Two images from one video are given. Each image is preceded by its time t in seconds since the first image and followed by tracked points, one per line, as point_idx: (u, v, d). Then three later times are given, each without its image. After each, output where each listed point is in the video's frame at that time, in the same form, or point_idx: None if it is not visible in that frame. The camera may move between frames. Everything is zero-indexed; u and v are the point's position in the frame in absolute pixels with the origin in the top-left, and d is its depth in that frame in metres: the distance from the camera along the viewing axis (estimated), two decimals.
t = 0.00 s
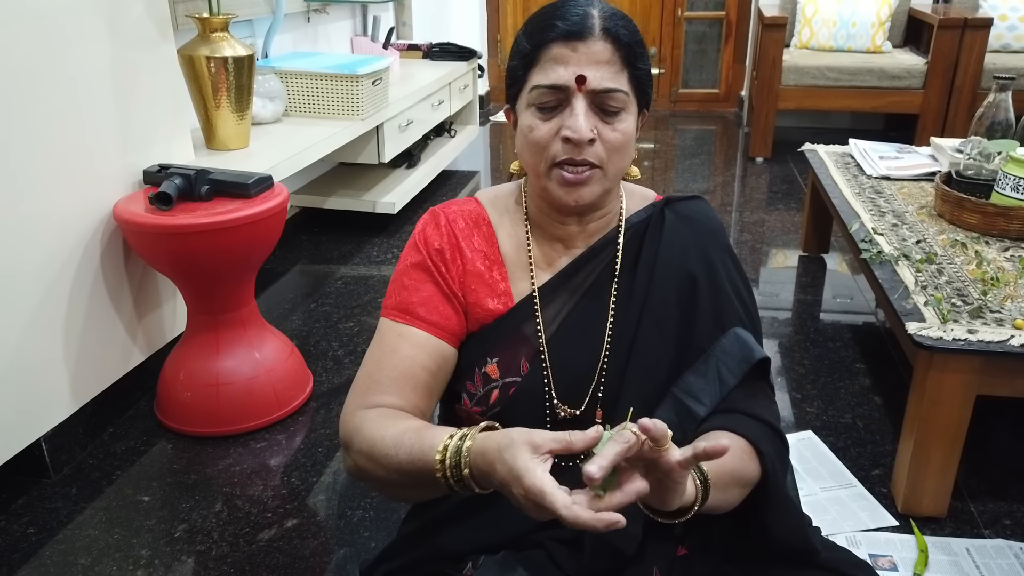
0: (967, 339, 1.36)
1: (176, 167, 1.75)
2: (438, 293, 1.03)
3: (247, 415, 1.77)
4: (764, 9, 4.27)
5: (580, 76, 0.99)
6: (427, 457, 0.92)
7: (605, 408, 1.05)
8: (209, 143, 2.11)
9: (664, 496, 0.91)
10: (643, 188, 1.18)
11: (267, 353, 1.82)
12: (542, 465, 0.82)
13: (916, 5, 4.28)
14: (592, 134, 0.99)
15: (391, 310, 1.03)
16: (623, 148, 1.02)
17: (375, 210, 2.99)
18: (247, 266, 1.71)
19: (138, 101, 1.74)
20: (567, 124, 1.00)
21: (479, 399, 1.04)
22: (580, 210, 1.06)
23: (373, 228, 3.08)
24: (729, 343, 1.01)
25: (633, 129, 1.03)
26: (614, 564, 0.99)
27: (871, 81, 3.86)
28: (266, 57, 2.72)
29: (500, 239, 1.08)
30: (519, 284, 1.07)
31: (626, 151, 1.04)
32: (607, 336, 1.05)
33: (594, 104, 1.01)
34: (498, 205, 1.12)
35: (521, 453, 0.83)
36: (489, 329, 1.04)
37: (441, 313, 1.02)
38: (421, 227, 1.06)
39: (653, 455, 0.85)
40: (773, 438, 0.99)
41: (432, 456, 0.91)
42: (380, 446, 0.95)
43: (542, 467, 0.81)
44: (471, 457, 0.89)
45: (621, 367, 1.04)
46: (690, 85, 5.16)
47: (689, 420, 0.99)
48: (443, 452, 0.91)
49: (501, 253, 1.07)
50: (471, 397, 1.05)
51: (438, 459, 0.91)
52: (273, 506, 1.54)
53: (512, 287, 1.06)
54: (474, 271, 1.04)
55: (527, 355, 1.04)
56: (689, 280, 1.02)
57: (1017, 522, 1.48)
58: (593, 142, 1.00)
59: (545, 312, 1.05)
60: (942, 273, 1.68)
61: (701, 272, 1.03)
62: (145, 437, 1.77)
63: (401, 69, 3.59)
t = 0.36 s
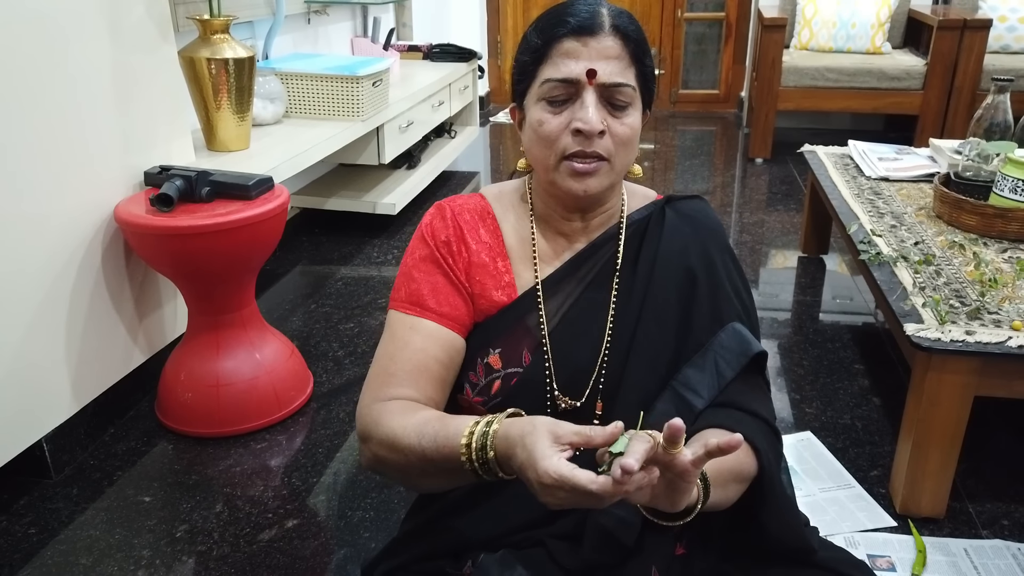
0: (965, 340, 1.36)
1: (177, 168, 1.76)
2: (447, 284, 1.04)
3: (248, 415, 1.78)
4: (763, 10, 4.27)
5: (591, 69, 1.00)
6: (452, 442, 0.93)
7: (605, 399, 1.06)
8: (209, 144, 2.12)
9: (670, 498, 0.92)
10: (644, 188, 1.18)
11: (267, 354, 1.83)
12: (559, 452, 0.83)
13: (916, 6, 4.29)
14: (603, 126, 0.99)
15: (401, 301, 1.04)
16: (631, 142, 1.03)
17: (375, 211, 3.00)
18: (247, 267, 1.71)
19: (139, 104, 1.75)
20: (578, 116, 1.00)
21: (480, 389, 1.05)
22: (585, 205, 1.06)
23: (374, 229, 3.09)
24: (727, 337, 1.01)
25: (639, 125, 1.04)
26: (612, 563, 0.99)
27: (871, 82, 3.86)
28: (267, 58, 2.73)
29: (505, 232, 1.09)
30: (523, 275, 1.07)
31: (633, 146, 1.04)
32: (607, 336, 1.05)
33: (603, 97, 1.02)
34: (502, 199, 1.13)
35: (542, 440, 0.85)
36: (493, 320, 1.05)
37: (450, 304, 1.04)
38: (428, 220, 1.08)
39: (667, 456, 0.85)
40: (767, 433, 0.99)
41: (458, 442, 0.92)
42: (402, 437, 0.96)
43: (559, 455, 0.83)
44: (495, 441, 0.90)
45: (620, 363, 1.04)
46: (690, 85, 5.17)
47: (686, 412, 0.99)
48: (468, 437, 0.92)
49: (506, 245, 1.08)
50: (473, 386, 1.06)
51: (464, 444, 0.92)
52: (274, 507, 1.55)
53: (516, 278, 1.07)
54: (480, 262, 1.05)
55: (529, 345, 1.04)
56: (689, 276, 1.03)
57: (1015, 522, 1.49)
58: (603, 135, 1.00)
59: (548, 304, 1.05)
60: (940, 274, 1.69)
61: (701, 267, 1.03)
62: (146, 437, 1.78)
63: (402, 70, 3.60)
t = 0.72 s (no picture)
0: (965, 340, 1.36)
1: (177, 168, 1.76)
2: (447, 278, 1.04)
3: (249, 414, 1.78)
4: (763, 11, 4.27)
5: (591, 69, 1.00)
6: (464, 437, 0.93)
7: (606, 392, 1.06)
8: (209, 143, 2.12)
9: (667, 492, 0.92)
10: (643, 184, 1.18)
11: (267, 354, 1.83)
12: (567, 447, 0.83)
13: (916, 6, 4.29)
14: (604, 124, 1.00)
15: (401, 297, 1.04)
16: (630, 140, 1.03)
17: (375, 211, 3.00)
18: (248, 267, 1.71)
19: (139, 104, 1.75)
20: (578, 115, 1.00)
21: (481, 382, 1.05)
22: (585, 202, 1.06)
23: (374, 229, 3.09)
24: (727, 328, 1.01)
25: (638, 123, 1.04)
26: (612, 561, 0.99)
27: (871, 83, 3.86)
28: (267, 58, 2.73)
29: (504, 225, 1.09)
30: (523, 268, 1.07)
31: (633, 144, 1.05)
32: (607, 331, 1.05)
33: (603, 96, 1.02)
34: (501, 195, 1.13)
35: (552, 435, 0.85)
36: (494, 313, 1.05)
37: (452, 298, 1.03)
38: (428, 215, 1.08)
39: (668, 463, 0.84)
40: (767, 421, 0.99)
41: (469, 439, 0.92)
42: (412, 432, 0.96)
43: (566, 449, 0.83)
44: (507, 435, 0.90)
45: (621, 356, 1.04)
46: (690, 85, 5.17)
47: (689, 404, 0.99)
48: (479, 432, 0.92)
49: (506, 239, 1.08)
50: (474, 379, 1.06)
51: (475, 442, 0.92)
52: (274, 507, 1.55)
53: (516, 271, 1.07)
54: (481, 256, 1.05)
55: (530, 338, 1.04)
56: (689, 267, 1.03)
57: (1015, 523, 1.49)
58: (604, 133, 1.00)
59: (549, 296, 1.05)
60: (940, 274, 1.69)
61: (700, 259, 1.03)
62: (146, 437, 1.78)
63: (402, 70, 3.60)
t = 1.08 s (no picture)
0: (964, 340, 1.36)
1: (177, 167, 1.76)
2: (445, 283, 1.04)
3: (248, 414, 1.78)
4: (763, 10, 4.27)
5: (585, 70, 1.00)
6: (459, 447, 0.93)
7: (606, 395, 1.05)
8: (209, 143, 2.11)
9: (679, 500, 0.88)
10: (641, 184, 1.18)
11: (266, 353, 1.82)
12: (556, 458, 0.83)
13: (916, 6, 4.29)
14: (597, 125, 0.99)
15: (400, 303, 1.04)
16: (625, 141, 1.03)
17: (375, 210, 3.00)
18: (247, 266, 1.71)
19: (138, 102, 1.75)
20: (572, 116, 1.00)
21: (481, 386, 1.05)
22: (580, 203, 1.06)
23: (373, 228, 3.09)
24: (726, 330, 1.01)
25: (633, 124, 1.04)
26: (611, 561, 0.99)
27: (871, 82, 3.86)
28: (266, 57, 2.73)
29: (502, 229, 1.09)
30: (521, 271, 1.07)
31: (628, 145, 1.04)
32: (607, 330, 1.05)
33: (597, 97, 1.02)
34: (499, 198, 1.13)
35: (539, 444, 0.86)
36: (493, 317, 1.05)
37: (450, 303, 1.03)
38: (424, 220, 1.07)
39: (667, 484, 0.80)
40: (766, 424, 0.99)
41: (463, 450, 0.92)
42: (408, 442, 0.96)
43: (555, 459, 0.83)
44: (501, 444, 0.90)
45: (621, 356, 1.04)
46: (690, 85, 5.17)
47: (689, 406, 1.00)
48: (475, 440, 0.92)
49: (504, 243, 1.08)
50: (473, 383, 1.05)
51: (469, 453, 0.92)
52: (273, 506, 1.55)
53: (514, 274, 1.07)
54: (478, 260, 1.05)
55: (529, 342, 1.04)
56: (688, 268, 1.03)
57: (1015, 522, 1.49)
58: (598, 134, 1.00)
59: (547, 300, 1.05)
60: (940, 274, 1.69)
61: (699, 260, 1.03)
62: (145, 437, 1.78)
63: (401, 69, 3.60)
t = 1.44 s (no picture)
0: (965, 340, 1.36)
1: (178, 168, 1.76)
2: (446, 283, 1.04)
3: (248, 414, 1.78)
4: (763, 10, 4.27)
5: (584, 71, 1.00)
6: (462, 453, 0.93)
7: (606, 394, 1.05)
8: (209, 143, 2.11)
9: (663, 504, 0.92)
10: (641, 184, 1.18)
11: (267, 353, 1.83)
12: (555, 470, 0.83)
13: (916, 6, 4.29)
14: (597, 126, 0.99)
15: (402, 303, 1.04)
16: (624, 142, 1.03)
17: (375, 211, 3.00)
18: (247, 267, 1.72)
19: (139, 103, 1.75)
20: (571, 117, 1.00)
21: (481, 384, 1.05)
22: (579, 203, 1.06)
23: (373, 228, 3.09)
24: (727, 328, 1.01)
25: (633, 125, 1.04)
26: (611, 562, 0.99)
27: (871, 82, 3.86)
28: (266, 58, 2.73)
29: (502, 229, 1.09)
30: (521, 269, 1.07)
31: (627, 146, 1.04)
32: (607, 330, 1.05)
33: (597, 98, 1.02)
34: (499, 197, 1.13)
35: (540, 457, 0.85)
36: (493, 315, 1.05)
37: (451, 303, 1.03)
38: (424, 220, 1.07)
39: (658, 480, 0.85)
40: (770, 422, 0.99)
41: (467, 453, 0.92)
42: (411, 443, 0.96)
43: (555, 472, 0.83)
44: (507, 448, 0.90)
45: (621, 355, 1.04)
46: (690, 85, 5.17)
47: (691, 404, 1.00)
48: (480, 444, 0.92)
49: (504, 242, 1.08)
50: (474, 382, 1.05)
51: (473, 455, 0.92)
52: (273, 506, 1.55)
53: (514, 273, 1.07)
54: (478, 260, 1.05)
55: (529, 340, 1.04)
56: (688, 268, 1.03)
57: (1015, 522, 1.49)
58: (597, 135, 1.00)
59: (547, 298, 1.05)
60: (940, 274, 1.69)
61: (699, 260, 1.04)
62: (145, 437, 1.78)
63: (402, 69, 3.60)
